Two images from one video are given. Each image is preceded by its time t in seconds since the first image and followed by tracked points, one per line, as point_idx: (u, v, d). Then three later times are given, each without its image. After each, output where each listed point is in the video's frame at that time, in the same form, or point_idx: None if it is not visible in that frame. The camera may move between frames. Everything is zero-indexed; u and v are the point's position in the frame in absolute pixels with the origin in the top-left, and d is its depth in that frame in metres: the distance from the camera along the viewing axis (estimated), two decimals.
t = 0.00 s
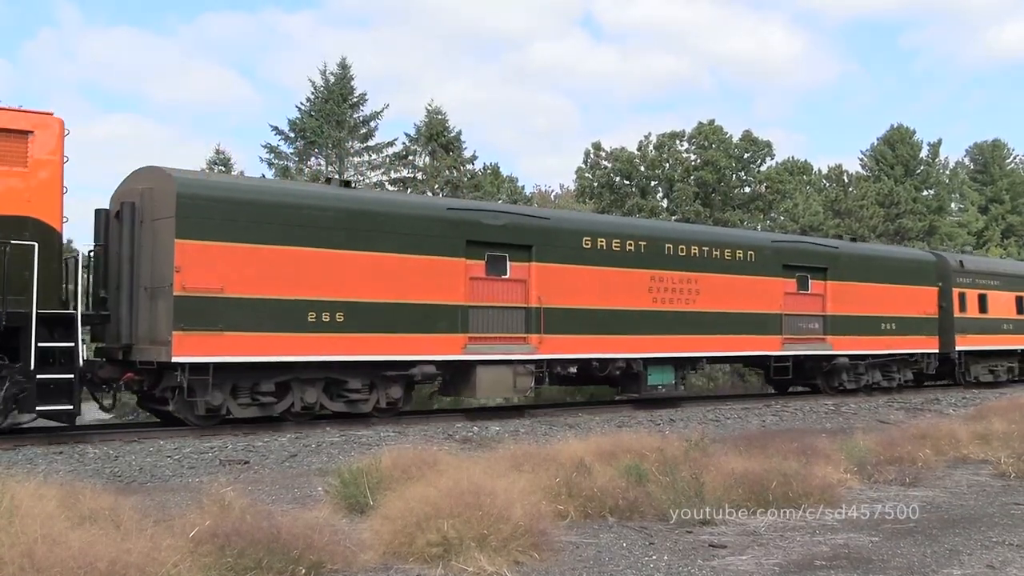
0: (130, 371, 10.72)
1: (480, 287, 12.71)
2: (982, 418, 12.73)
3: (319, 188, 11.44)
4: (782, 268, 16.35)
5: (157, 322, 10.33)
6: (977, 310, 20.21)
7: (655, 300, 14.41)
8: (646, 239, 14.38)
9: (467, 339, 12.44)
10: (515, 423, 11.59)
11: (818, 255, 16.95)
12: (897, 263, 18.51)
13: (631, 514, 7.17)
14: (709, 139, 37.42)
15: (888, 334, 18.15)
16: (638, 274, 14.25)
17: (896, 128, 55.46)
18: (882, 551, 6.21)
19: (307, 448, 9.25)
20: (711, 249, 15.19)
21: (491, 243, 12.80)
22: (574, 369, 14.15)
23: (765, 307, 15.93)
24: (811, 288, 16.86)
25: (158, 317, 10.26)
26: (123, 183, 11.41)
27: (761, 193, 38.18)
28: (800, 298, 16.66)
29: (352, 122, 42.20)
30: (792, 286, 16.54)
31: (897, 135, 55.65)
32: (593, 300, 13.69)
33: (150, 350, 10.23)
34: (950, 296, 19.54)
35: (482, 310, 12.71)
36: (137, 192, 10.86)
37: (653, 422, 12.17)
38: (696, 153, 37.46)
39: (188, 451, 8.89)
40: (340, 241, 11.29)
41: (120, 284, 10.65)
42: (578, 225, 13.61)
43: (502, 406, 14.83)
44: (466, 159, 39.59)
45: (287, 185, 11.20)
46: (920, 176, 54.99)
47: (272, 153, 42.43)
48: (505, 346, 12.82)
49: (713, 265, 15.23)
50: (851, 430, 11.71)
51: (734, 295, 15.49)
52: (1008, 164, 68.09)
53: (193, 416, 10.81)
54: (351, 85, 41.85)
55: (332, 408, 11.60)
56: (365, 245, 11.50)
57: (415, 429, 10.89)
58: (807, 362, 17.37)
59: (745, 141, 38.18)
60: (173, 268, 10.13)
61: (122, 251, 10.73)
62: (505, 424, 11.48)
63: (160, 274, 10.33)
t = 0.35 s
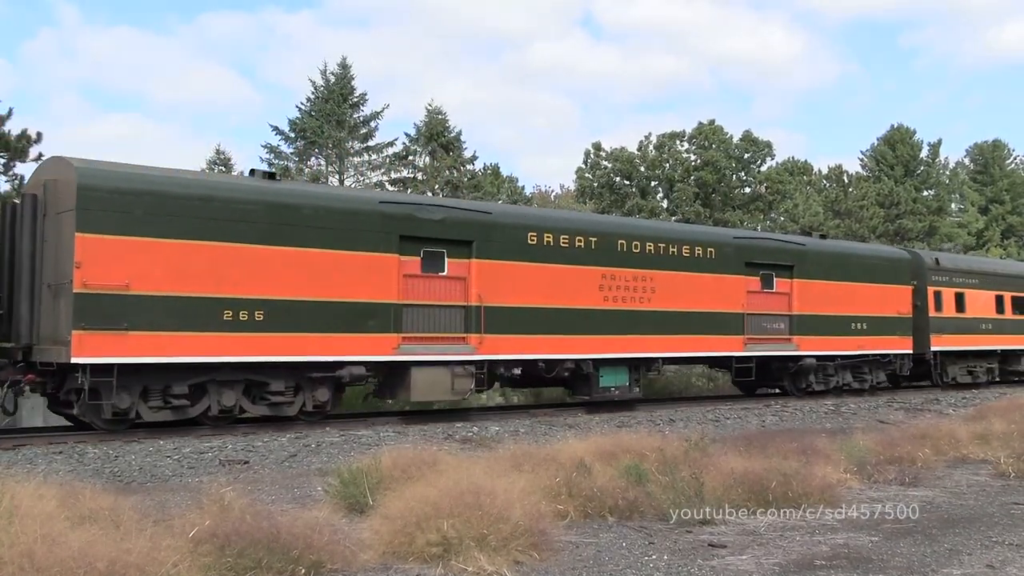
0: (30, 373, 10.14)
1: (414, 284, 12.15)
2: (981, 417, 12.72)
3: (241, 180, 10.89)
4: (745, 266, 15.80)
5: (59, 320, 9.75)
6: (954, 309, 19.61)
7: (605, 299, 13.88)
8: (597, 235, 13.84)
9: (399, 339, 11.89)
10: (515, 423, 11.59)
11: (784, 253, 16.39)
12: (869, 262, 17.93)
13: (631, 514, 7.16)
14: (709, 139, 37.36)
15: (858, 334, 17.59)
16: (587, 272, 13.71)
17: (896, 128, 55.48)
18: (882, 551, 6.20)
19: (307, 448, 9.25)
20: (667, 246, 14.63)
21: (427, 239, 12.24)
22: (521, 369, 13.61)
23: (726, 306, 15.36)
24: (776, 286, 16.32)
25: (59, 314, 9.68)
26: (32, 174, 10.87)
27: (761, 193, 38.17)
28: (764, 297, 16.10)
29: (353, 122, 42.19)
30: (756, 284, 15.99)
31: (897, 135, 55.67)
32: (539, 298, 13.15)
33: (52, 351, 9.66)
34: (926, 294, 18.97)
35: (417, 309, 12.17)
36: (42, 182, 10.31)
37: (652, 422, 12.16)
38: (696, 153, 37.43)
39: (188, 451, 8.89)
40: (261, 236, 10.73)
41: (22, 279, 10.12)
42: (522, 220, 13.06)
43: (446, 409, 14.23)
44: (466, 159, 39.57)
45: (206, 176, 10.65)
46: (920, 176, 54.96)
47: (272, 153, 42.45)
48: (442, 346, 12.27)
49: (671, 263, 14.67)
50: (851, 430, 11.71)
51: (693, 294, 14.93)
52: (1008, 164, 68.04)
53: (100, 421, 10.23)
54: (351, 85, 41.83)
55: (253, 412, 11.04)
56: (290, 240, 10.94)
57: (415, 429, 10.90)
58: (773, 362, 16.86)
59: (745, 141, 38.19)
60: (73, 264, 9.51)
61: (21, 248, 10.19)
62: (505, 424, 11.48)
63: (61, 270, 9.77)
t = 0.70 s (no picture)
0: None
1: (343, 280, 11.42)
2: (982, 418, 12.71)
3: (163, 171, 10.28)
4: (706, 263, 15.17)
5: None
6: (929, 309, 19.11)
7: (554, 296, 13.21)
8: (545, 231, 13.20)
9: (326, 338, 11.17)
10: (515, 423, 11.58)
11: (747, 249, 15.80)
12: (837, 258, 17.38)
13: (631, 514, 7.16)
14: (709, 139, 37.34)
15: (826, 333, 17.00)
16: (534, 268, 13.03)
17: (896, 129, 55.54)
18: (882, 551, 6.20)
19: (307, 448, 9.25)
20: (621, 242, 13.97)
21: (358, 233, 11.53)
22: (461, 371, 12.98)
23: (684, 305, 14.71)
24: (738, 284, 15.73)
25: None
26: None
27: (761, 193, 38.12)
28: (726, 296, 15.49)
29: (353, 122, 42.23)
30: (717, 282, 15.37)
31: (897, 135, 55.71)
32: (482, 295, 12.46)
33: None
34: (899, 292, 18.45)
35: (346, 307, 11.43)
36: None
37: (652, 422, 12.15)
38: (695, 153, 37.40)
39: (188, 451, 8.88)
40: (180, 230, 10.04)
41: None
42: (464, 213, 12.35)
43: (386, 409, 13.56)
44: (465, 159, 39.58)
45: (131, 169, 10.07)
46: (920, 176, 54.93)
47: (273, 154, 42.49)
48: (373, 345, 11.56)
49: (624, 260, 13.98)
50: (851, 430, 11.70)
51: (650, 292, 14.29)
52: (1008, 164, 68.03)
53: None
54: (351, 85, 41.84)
55: (164, 413, 10.40)
56: (213, 234, 10.26)
57: (415, 429, 10.90)
58: (736, 363, 16.25)
59: (745, 141, 38.19)
60: None
61: None
62: (505, 424, 11.47)
63: None
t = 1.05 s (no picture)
0: None
1: (266, 276, 10.78)
2: (982, 417, 12.71)
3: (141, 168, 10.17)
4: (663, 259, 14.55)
5: None
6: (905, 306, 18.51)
7: (499, 294, 12.59)
8: (491, 225, 12.62)
9: (245, 337, 10.50)
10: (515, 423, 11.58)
11: (709, 245, 15.18)
12: (809, 255, 16.76)
13: (631, 514, 7.16)
14: (709, 139, 37.33)
15: (794, 333, 16.38)
16: (476, 264, 12.42)
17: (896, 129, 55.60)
18: (883, 551, 6.20)
19: (307, 448, 9.25)
20: (569, 236, 13.39)
21: (281, 226, 10.88)
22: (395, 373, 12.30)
23: (639, 302, 14.10)
24: (699, 281, 15.08)
25: None
26: None
27: (761, 192, 38.01)
28: (686, 293, 14.86)
29: (353, 122, 42.25)
30: (676, 279, 14.76)
31: (897, 135, 55.80)
32: (420, 292, 11.85)
33: None
34: (872, 290, 17.95)
35: (269, 305, 10.79)
36: None
37: (653, 421, 12.15)
38: (696, 153, 37.38)
39: (188, 451, 8.88)
40: (159, 228, 9.90)
41: None
42: (399, 206, 11.75)
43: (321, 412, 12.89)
44: (465, 159, 39.57)
45: (88, 163, 9.80)
46: (921, 176, 54.88)
47: (273, 153, 42.48)
48: (298, 345, 10.90)
49: (574, 256, 13.40)
50: (851, 430, 11.70)
51: (602, 290, 13.69)
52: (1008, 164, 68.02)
53: None
54: (351, 85, 41.85)
55: (67, 416, 9.81)
56: (195, 232, 10.13)
57: (415, 428, 10.89)
58: (697, 363, 15.63)
59: (745, 141, 38.16)
60: None
61: None
62: (506, 424, 11.47)
63: None
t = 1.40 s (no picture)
0: None
1: (180, 273, 10.27)
2: (982, 417, 12.71)
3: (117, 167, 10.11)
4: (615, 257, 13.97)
5: None
6: (878, 306, 17.94)
7: (435, 292, 12.05)
8: (431, 221, 12.07)
9: (156, 337, 10.02)
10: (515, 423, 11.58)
11: (666, 241, 14.58)
12: (774, 251, 16.19)
13: (631, 514, 7.15)
14: (709, 139, 37.31)
15: (757, 332, 15.83)
16: (411, 261, 11.86)
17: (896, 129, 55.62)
18: (883, 551, 6.19)
19: (306, 448, 9.25)
20: (512, 232, 12.81)
21: (196, 221, 10.35)
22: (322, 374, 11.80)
23: (589, 301, 13.57)
24: (655, 279, 14.52)
25: None
26: None
27: (761, 193, 38.05)
28: (641, 291, 14.31)
29: (352, 122, 42.28)
30: (629, 277, 14.21)
31: (897, 136, 55.86)
32: (349, 290, 11.32)
33: None
34: (844, 289, 17.41)
35: (182, 303, 10.28)
36: None
37: (652, 421, 12.14)
38: (696, 153, 37.37)
39: (188, 451, 8.87)
40: (112, 226, 9.70)
41: None
42: (325, 200, 11.21)
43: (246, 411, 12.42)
44: (465, 159, 39.59)
45: None
46: (920, 176, 54.86)
47: (273, 153, 42.50)
48: (215, 345, 10.44)
49: (518, 252, 12.87)
50: (851, 430, 11.70)
51: (548, 288, 13.15)
52: (1008, 164, 68.00)
53: None
54: (351, 85, 41.85)
55: None
56: (126, 228, 9.78)
57: (414, 428, 10.89)
58: (655, 363, 15.12)
59: (745, 141, 38.15)
60: None
61: None
62: (505, 424, 11.46)
63: None
